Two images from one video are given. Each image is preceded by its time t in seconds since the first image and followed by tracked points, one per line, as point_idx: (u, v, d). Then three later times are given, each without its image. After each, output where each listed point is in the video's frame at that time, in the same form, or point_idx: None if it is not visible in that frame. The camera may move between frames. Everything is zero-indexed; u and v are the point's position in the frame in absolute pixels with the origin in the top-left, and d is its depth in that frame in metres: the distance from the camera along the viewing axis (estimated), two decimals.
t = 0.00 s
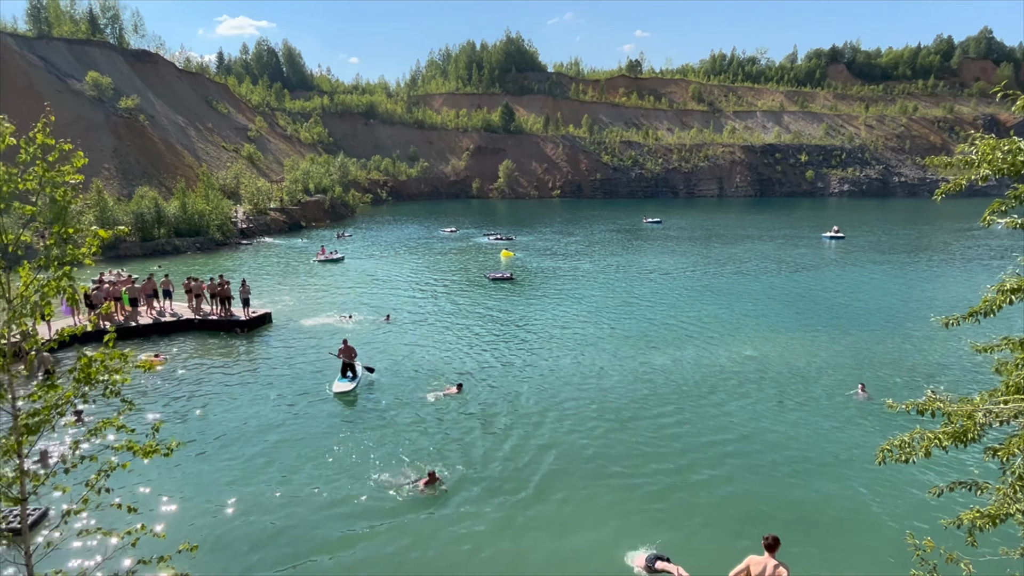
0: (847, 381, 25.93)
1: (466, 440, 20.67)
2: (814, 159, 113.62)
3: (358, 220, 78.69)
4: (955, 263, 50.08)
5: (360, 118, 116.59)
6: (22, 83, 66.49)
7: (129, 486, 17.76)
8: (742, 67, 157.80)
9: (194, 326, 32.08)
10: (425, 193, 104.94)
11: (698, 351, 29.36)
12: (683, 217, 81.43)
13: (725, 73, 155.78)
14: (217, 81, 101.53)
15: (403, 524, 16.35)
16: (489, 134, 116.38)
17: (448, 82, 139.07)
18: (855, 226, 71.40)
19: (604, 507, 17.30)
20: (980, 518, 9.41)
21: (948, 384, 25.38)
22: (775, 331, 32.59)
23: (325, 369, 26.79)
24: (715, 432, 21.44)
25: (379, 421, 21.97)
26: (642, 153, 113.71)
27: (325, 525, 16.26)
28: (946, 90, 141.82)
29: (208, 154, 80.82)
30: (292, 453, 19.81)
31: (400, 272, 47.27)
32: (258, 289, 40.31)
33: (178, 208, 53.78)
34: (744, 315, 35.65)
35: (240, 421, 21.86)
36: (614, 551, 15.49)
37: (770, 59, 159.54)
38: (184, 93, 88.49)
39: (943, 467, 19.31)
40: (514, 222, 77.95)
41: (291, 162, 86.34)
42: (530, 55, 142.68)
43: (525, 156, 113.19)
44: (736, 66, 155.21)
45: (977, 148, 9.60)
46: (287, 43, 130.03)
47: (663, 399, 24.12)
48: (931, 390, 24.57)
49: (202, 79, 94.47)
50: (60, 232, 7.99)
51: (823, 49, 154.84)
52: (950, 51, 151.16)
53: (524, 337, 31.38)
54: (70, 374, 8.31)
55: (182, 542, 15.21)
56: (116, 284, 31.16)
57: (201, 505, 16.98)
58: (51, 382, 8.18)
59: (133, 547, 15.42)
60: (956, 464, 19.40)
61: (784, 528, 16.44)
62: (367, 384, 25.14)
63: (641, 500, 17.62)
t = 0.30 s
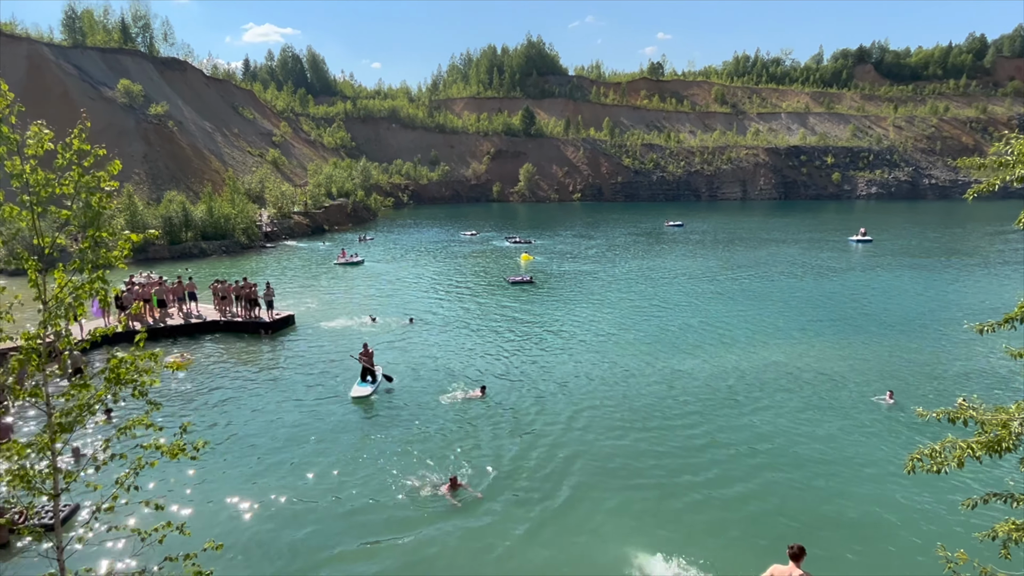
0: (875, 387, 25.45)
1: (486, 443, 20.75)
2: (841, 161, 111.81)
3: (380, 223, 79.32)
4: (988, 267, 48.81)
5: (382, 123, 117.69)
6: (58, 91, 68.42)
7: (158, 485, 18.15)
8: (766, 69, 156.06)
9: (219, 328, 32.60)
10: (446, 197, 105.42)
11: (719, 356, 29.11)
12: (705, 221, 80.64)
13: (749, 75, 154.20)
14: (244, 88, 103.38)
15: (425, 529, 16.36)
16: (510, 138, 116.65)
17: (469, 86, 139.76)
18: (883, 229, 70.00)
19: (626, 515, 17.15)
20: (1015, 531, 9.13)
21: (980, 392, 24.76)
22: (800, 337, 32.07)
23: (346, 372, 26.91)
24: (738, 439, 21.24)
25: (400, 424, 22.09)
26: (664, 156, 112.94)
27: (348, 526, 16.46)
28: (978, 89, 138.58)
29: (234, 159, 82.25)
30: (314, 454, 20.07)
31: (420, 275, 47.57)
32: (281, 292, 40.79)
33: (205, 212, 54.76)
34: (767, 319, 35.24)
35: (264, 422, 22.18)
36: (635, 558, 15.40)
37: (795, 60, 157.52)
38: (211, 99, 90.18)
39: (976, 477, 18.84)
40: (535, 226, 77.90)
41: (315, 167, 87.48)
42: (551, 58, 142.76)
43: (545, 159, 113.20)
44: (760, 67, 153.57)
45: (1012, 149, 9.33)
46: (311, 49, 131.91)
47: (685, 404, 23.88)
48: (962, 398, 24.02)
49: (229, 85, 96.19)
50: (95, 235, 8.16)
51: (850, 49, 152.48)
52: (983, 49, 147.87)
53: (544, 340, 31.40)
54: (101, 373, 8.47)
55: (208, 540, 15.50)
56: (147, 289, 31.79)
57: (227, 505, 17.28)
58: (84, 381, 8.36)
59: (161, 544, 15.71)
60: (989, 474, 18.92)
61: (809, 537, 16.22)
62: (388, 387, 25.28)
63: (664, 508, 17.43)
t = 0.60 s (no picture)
0: (909, 396, 24.82)
1: (509, 446, 20.71)
2: (874, 162, 109.43)
3: (405, 226, 79.95)
4: None
5: (407, 127, 118.68)
6: (96, 98, 70.56)
7: (189, 482, 18.51)
8: (796, 69, 153.67)
9: (249, 329, 33.12)
10: (471, 200, 105.73)
11: (747, 362, 28.70)
12: (732, 224, 79.56)
13: (778, 76, 151.96)
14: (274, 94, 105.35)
15: (450, 531, 16.36)
16: (534, 141, 116.67)
17: (494, 90, 140.22)
18: (918, 233, 68.24)
19: (653, 523, 16.91)
20: None
21: (1020, 402, 23.97)
22: (830, 343, 31.39)
23: (370, 375, 26.99)
24: (766, 446, 20.87)
25: (425, 427, 22.16)
26: (690, 159, 111.79)
27: (372, 527, 16.55)
28: (1020, 88, 134.49)
29: (264, 163, 83.79)
30: (339, 454, 20.27)
31: (444, 278, 47.84)
32: (308, 294, 41.32)
33: (235, 216, 55.89)
34: (795, 324, 34.65)
35: (291, 422, 22.48)
36: (661, 566, 15.21)
37: (826, 61, 154.89)
38: (242, 105, 91.94)
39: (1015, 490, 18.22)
40: (559, 229, 77.77)
41: (342, 170, 88.67)
42: (576, 61, 142.63)
43: (570, 163, 112.94)
44: (790, 68, 151.28)
45: None
46: (339, 55, 133.90)
47: (712, 410, 23.55)
48: (1000, 408, 23.29)
49: (259, 91, 98.06)
50: (133, 238, 8.37)
51: (884, 48, 149.42)
52: None
53: (568, 344, 31.36)
54: (136, 372, 8.68)
55: (237, 537, 15.73)
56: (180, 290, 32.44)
57: (255, 503, 17.53)
58: (120, 379, 8.55)
59: (191, 539, 15.98)
60: None
61: (840, 548, 15.84)
62: (412, 390, 25.34)
63: (691, 516, 17.16)
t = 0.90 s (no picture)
0: (948, 406, 24.10)
1: (536, 450, 20.64)
2: (912, 164, 106.66)
3: (432, 229, 80.47)
4: None
5: (435, 130, 119.47)
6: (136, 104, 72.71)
7: (223, 478, 18.84)
8: (830, 69, 150.68)
9: (279, 329, 33.59)
10: (497, 203, 105.85)
11: (778, 368, 28.18)
12: (763, 227, 78.24)
13: (811, 76, 149.14)
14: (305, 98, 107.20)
15: (477, 535, 16.34)
16: (561, 143, 116.44)
17: (522, 93, 140.33)
18: (958, 237, 66.24)
19: (683, 531, 16.64)
20: None
21: None
22: (865, 350, 30.65)
23: (397, 377, 27.11)
24: (798, 456, 20.44)
25: (451, 429, 22.18)
26: (720, 161, 110.34)
27: (399, 528, 16.67)
28: None
29: (295, 166, 85.29)
30: (367, 455, 20.43)
31: (470, 280, 47.98)
32: (336, 296, 41.75)
33: (267, 218, 56.98)
34: (828, 330, 33.92)
35: (321, 422, 22.74)
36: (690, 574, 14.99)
37: (862, 60, 151.66)
38: (274, 110, 93.69)
39: None
40: (586, 232, 77.48)
41: (370, 174, 89.76)
42: (604, 64, 142.10)
43: (597, 165, 112.38)
44: (824, 68, 148.37)
45: None
46: (369, 61, 135.69)
47: (742, 418, 23.18)
48: None
49: (291, 96, 99.83)
50: (172, 240, 8.55)
51: (924, 47, 145.81)
52: None
53: (595, 347, 31.18)
54: (175, 370, 8.86)
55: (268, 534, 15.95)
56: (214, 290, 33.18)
57: (285, 502, 17.77)
58: (158, 376, 8.72)
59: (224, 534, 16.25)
60: None
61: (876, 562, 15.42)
62: (439, 393, 25.40)
63: (721, 525, 16.88)
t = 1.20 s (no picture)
0: (988, 416, 23.40)
1: (562, 451, 20.63)
2: (953, 166, 103.65)
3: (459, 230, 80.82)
4: None
5: (463, 132, 120.02)
6: (173, 107, 74.64)
7: (256, 473, 19.24)
8: (867, 68, 147.18)
9: (309, 328, 34.05)
10: (524, 204, 105.81)
11: (809, 374, 27.69)
12: (795, 230, 76.76)
13: (847, 75, 145.86)
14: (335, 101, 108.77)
15: (503, 537, 16.35)
16: (589, 145, 115.95)
17: (550, 94, 140.02)
18: (1000, 241, 64.13)
19: (712, 540, 16.38)
20: None
21: None
22: (901, 356, 29.93)
23: (423, 377, 27.26)
24: (830, 465, 20.06)
25: (477, 431, 22.23)
26: (751, 162, 108.65)
27: (425, 526, 16.86)
28: None
29: (325, 168, 86.61)
30: (393, 453, 20.68)
31: (496, 281, 48.04)
32: (364, 296, 42.19)
33: (298, 219, 57.99)
34: (862, 335, 33.17)
35: (349, 420, 23.06)
36: None
37: (901, 59, 147.94)
38: (305, 113, 95.19)
39: None
40: (613, 233, 76.96)
41: (399, 175, 90.63)
42: (633, 65, 141.16)
43: (625, 167, 111.58)
44: (860, 67, 145.01)
45: None
46: (398, 63, 137.07)
47: (771, 424, 22.82)
48: None
49: (323, 99, 101.24)
50: (210, 240, 8.73)
51: (967, 45, 141.71)
52: None
53: (622, 350, 30.98)
54: (212, 366, 9.04)
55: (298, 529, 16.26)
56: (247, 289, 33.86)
57: (315, 497, 18.07)
58: (195, 371, 8.91)
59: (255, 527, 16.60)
60: None
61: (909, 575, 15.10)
62: (465, 393, 25.49)
63: (748, 532, 16.69)
